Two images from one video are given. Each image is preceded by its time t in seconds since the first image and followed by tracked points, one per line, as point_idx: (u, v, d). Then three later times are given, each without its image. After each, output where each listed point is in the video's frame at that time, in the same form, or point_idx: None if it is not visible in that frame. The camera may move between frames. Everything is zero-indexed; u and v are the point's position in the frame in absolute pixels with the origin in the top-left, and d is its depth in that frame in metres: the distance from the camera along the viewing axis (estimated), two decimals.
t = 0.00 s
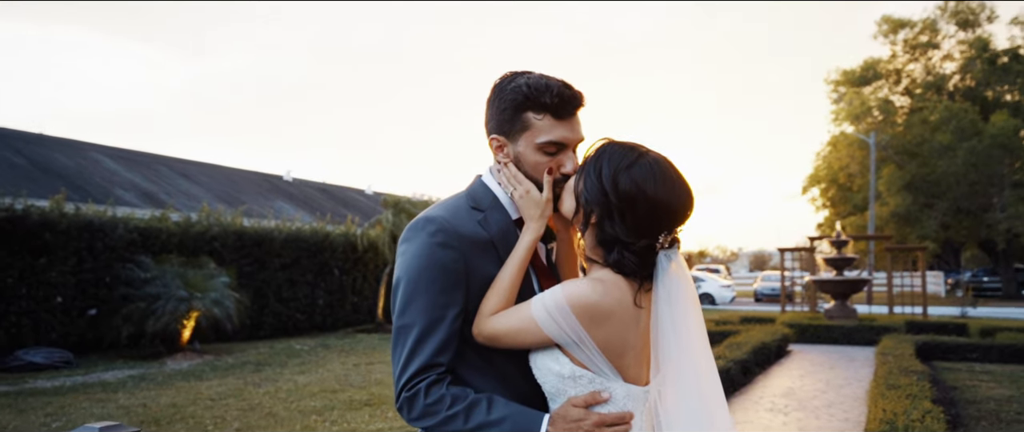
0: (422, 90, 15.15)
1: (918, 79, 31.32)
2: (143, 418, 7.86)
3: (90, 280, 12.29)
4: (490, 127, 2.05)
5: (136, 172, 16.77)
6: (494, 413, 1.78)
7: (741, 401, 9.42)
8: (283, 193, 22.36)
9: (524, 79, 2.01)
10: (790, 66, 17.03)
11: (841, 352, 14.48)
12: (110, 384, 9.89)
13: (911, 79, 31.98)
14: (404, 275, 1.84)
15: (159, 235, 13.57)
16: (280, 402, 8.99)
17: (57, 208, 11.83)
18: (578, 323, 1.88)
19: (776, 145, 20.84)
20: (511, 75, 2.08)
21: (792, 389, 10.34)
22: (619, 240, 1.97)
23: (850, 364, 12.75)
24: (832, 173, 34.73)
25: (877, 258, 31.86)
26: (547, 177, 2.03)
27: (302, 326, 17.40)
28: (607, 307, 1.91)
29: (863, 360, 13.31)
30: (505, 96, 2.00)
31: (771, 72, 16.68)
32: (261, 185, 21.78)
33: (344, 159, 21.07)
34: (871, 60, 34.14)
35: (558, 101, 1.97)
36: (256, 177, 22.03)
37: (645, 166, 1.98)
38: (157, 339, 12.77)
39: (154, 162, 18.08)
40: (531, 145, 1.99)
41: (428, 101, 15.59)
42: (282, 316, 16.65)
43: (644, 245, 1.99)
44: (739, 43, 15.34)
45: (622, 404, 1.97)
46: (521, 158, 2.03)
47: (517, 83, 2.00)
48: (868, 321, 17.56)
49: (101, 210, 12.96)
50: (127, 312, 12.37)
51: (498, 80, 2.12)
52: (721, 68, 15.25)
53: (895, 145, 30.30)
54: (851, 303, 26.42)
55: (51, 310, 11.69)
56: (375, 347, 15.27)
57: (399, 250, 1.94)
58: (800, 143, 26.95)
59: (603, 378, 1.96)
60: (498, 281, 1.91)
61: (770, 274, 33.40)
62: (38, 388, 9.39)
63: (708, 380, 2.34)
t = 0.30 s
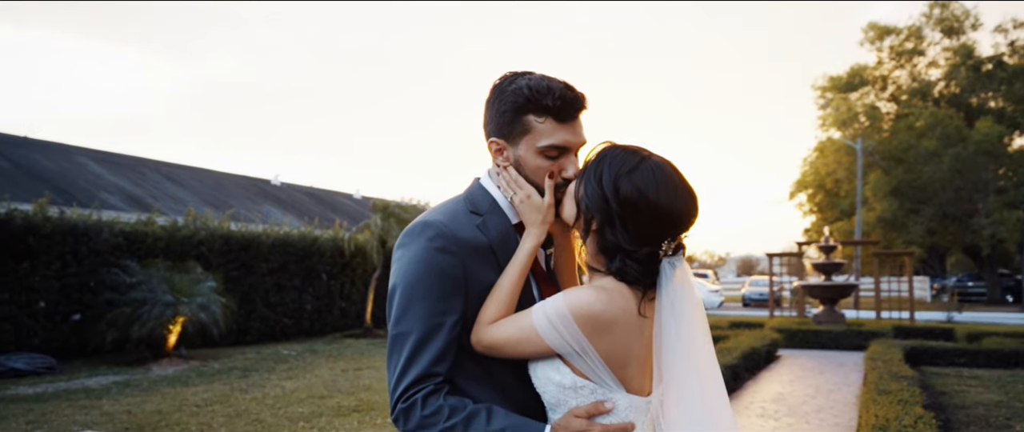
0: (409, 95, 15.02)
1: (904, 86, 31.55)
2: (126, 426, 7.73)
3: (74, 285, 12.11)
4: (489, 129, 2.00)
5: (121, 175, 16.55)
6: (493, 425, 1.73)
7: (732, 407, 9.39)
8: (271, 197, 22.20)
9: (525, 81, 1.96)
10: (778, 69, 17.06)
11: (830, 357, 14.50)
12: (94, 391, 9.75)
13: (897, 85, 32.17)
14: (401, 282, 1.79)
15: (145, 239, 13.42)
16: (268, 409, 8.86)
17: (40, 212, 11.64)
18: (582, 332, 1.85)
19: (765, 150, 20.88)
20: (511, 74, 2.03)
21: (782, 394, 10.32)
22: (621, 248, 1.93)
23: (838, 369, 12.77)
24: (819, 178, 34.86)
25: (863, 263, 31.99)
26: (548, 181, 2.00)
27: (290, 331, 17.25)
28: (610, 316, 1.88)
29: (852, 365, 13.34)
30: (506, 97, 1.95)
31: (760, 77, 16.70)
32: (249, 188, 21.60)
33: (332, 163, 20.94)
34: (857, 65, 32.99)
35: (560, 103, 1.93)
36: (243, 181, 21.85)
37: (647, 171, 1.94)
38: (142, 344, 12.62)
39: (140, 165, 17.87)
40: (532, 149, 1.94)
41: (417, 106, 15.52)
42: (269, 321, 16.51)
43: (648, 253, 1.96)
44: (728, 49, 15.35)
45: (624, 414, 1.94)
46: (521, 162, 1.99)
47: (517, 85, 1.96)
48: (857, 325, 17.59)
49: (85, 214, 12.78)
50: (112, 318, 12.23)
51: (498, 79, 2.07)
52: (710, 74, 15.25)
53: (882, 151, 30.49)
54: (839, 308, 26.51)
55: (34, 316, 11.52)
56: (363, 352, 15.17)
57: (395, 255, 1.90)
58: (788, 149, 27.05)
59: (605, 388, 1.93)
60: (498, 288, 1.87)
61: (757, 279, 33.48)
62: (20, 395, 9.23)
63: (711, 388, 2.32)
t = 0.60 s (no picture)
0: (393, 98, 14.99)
1: (890, 92, 31.85)
2: None
3: (57, 289, 11.93)
4: (488, 130, 2.00)
5: (105, 177, 16.35)
6: None
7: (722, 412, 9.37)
8: (258, 200, 22.05)
9: (526, 81, 1.96)
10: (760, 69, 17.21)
11: (818, 361, 14.54)
12: (77, 396, 9.60)
13: (881, 91, 32.42)
14: (398, 288, 1.79)
15: (129, 242, 13.26)
16: (254, 415, 8.74)
17: (23, 215, 11.46)
18: (584, 341, 1.88)
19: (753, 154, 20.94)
20: (511, 73, 2.03)
21: (772, 399, 10.33)
22: (622, 255, 1.96)
23: (827, 373, 12.79)
24: (806, 183, 34.97)
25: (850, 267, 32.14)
26: (549, 184, 2.01)
27: (276, 335, 17.11)
28: (615, 325, 1.90)
29: (840, 369, 13.37)
30: (506, 99, 1.95)
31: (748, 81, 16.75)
32: (235, 191, 21.43)
33: (320, 166, 20.82)
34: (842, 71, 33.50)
35: (562, 105, 1.94)
36: (229, 184, 21.65)
37: (649, 175, 1.96)
38: (127, 348, 12.47)
39: (125, 167, 17.66)
40: (533, 152, 1.95)
41: (405, 110, 15.46)
42: (255, 325, 16.36)
43: (649, 260, 1.99)
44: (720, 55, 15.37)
45: (626, 423, 1.98)
46: (521, 164, 1.99)
47: (518, 85, 1.96)
48: (844, 330, 17.66)
49: (68, 216, 12.60)
50: (95, 322, 12.02)
51: (497, 79, 2.08)
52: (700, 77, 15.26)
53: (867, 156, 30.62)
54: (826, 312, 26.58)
55: (15, 320, 11.36)
56: (350, 357, 15.08)
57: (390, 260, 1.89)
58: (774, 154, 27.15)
59: (606, 397, 1.97)
60: (498, 294, 1.87)
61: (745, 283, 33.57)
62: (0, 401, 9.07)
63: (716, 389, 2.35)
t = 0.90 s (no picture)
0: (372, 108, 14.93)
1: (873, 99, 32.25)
2: None
3: (38, 294, 11.74)
4: (488, 133, 2.02)
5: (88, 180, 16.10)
6: None
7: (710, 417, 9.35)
8: (244, 204, 21.89)
9: (526, 82, 1.97)
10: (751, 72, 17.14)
11: (805, 366, 14.58)
12: (57, 403, 9.44)
13: (865, 98, 32.77)
14: (394, 294, 1.77)
15: (112, 247, 13.08)
16: (239, 421, 8.62)
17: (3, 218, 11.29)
18: (589, 351, 1.90)
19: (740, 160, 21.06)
20: (511, 73, 2.03)
21: (760, 404, 10.33)
22: (625, 262, 1.99)
23: (813, 378, 12.83)
24: (791, 188, 35.20)
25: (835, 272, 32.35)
26: (550, 188, 2.03)
27: (262, 341, 16.96)
28: (619, 334, 1.93)
29: (826, 374, 13.41)
30: (506, 100, 1.95)
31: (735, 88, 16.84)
32: (220, 195, 21.26)
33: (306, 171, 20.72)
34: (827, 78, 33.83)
35: (563, 107, 1.94)
36: (214, 188, 21.42)
37: (653, 181, 1.99)
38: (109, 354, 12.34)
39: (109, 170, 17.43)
40: (533, 155, 1.96)
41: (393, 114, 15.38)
42: (241, 331, 16.21)
43: (653, 268, 2.01)
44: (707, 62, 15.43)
45: None
46: (521, 168, 2.00)
47: (518, 87, 1.97)
48: (830, 334, 17.75)
49: (50, 220, 12.39)
50: (76, 327, 11.90)
51: (497, 80, 2.08)
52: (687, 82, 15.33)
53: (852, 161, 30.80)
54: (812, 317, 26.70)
55: None
56: (336, 362, 14.96)
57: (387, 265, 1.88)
58: (759, 159, 27.28)
59: (608, 408, 1.99)
60: (498, 299, 1.88)
61: (731, 288, 33.68)
62: None
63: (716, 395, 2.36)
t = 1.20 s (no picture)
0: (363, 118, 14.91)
1: (857, 104, 32.50)
2: None
3: (20, 299, 11.34)
4: (487, 134, 2.11)
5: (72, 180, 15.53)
6: None
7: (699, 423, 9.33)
8: (229, 208, 21.73)
9: (527, 84, 2.07)
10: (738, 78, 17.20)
11: (792, 371, 14.63)
12: (37, 410, 9.29)
13: (849, 104, 32.98)
14: (393, 300, 1.84)
15: (94, 251, 12.89)
16: (223, 428, 8.50)
17: None
18: (594, 360, 1.99)
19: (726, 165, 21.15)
20: (512, 73, 2.14)
21: (748, 409, 10.34)
22: (629, 269, 2.08)
23: (800, 383, 12.87)
24: (776, 193, 35.35)
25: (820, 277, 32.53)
26: (551, 191, 2.13)
27: (246, 345, 16.81)
28: (625, 342, 2.01)
29: (812, 378, 13.46)
30: (507, 102, 2.05)
31: (721, 93, 16.90)
32: (205, 199, 21.06)
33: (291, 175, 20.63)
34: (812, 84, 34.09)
35: (566, 108, 2.03)
36: (199, 192, 21.22)
37: (658, 185, 2.07)
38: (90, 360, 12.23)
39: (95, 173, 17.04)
40: (534, 158, 2.06)
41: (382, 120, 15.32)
42: (225, 336, 16.06)
43: (657, 274, 2.11)
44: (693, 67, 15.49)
45: None
46: (521, 170, 2.10)
47: (520, 87, 2.07)
48: (816, 339, 17.81)
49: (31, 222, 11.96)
50: (58, 332, 11.59)
51: (498, 79, 2.17)
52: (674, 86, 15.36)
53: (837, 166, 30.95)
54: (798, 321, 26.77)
55: None
56: (321, 367, 14.85)
57: (382, 268, 1.95)
58: (744, 164, 27.36)
59: (611, 418, 2.06)
60: (497, 306, 1.96)
61: (716, 293, 33.73)
62: None
63: (719, 401, 2.44)
